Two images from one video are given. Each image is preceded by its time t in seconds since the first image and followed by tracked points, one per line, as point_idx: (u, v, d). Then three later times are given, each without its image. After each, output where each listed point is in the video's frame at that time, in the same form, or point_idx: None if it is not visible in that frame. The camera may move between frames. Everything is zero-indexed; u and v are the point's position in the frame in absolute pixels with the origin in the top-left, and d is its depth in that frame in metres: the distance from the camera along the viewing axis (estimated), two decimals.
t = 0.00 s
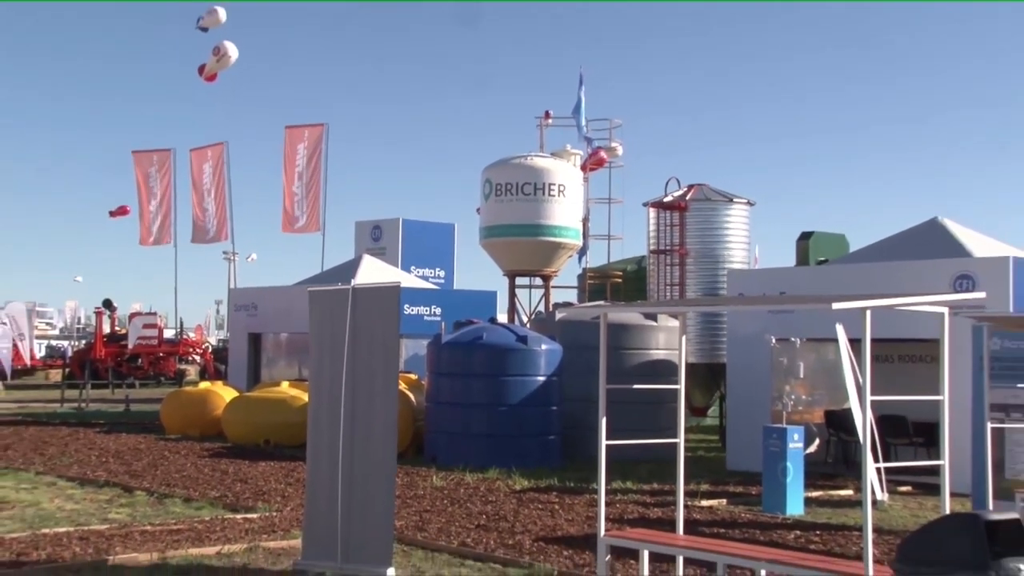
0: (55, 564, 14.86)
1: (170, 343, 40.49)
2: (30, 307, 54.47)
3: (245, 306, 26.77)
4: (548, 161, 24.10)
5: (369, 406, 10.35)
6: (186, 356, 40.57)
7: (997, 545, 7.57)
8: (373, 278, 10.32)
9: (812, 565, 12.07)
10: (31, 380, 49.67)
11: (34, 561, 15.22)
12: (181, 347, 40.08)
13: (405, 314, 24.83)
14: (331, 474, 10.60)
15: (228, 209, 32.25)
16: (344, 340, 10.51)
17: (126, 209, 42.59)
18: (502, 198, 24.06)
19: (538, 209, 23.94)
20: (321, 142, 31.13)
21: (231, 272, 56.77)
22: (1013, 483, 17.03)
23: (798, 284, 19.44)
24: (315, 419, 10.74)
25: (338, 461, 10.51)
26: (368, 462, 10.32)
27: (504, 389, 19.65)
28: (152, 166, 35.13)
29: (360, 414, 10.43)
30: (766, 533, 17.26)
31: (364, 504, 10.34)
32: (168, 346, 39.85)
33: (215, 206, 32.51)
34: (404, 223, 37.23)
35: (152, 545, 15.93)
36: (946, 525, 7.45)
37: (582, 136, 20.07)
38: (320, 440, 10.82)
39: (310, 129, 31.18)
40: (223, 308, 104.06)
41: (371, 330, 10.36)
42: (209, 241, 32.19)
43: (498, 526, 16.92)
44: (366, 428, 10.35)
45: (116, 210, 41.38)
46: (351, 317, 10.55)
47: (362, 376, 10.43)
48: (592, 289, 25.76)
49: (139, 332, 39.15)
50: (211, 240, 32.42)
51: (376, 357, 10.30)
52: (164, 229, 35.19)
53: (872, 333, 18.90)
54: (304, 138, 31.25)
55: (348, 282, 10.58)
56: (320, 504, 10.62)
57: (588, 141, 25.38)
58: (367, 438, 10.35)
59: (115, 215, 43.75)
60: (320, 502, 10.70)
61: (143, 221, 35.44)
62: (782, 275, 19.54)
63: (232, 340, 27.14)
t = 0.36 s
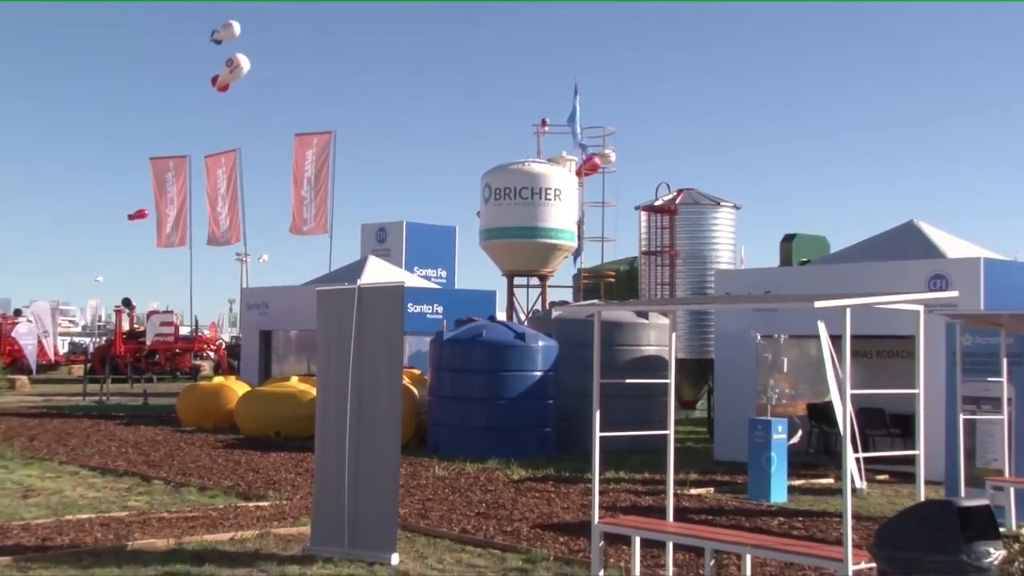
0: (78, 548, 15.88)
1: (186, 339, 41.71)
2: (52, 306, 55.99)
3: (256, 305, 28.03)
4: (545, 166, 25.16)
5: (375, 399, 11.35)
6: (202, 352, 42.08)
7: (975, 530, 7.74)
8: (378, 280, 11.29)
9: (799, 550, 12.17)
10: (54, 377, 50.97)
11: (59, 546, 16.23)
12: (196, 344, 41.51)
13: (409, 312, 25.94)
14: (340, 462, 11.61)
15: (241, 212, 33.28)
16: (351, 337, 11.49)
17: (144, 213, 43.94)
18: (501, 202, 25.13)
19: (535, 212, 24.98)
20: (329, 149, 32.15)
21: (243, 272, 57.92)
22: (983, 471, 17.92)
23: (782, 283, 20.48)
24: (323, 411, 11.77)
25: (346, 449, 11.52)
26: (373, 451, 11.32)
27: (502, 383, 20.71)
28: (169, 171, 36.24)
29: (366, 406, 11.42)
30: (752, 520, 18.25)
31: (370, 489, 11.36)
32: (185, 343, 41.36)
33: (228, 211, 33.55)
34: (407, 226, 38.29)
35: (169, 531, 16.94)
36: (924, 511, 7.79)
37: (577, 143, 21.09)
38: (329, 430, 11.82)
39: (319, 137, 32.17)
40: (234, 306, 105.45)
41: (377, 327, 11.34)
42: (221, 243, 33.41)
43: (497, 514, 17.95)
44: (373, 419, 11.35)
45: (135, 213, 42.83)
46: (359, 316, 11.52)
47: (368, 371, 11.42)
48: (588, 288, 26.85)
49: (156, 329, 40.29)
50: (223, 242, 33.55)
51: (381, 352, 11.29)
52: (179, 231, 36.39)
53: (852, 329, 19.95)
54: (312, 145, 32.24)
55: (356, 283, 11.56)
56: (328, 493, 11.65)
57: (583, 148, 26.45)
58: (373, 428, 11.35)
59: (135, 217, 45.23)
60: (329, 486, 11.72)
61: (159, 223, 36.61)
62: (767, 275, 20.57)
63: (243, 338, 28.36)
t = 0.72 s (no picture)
0: (102, 533, 16.93)
1: (203, 335, 43.34)
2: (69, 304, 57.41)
3: (267, 302, 29.17)
4: (542, 171, 26.25)
5: (379, 390, 12.32)
6: (217, 347, 43.57)
7: (946, 515, 8.07)
8: (382, 280, 12.24)
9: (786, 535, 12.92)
10: (79, 371, 52.39)
11: (82, 531, 17.28)
12: (211, 339, 43.07)
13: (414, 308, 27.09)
14: (349, 449, 12.62)
15: (253, 215, 34.40)
16: (358, 333, 12.47)
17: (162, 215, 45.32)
18: (500, 204, 26.21)
19: (533, 214, 26.06)
20: (337, 154, 33.12)
21: (256, 270, 59.13)
22: (956, 460, 18.94)
23: (767, 282, 21.54)
24: (332, 402, 12.76)
25: (354, 437, 12.52)
26: (378, 438, 12.31)
27: (501, 377, 21.79)
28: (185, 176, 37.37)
29: (372, 397, 12.40)
30: (738, 506, 19.31)
31: (377, 474, 12.37)
32: (201, 338, 42.96)
33: (241, 213, 34.67)
34: (411, 228, 39.35)
35: (186, 517, 17.99)
36: (903, 497, 8.01)
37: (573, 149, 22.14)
38: (339, 420, 12.82)
39: (327, 142, 33.14)
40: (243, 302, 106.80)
41: (381, 324, 12.30)
42: (234, 246, 34.37)
43: (497, 502, 19.01)
44: (378, 409, 12.33)
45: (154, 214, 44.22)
46: (365, 313, 12.50)
47: (374, 364, 12.39)
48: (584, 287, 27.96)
49: (174, 326, 41.97)
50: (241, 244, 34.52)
51: (384, 347, 12.26)
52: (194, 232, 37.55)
53: (834, 326, 21.00)
54: (321, 149, 33.26)
55: (362, 283, 12.53)
56: (339, 478, 12.67)
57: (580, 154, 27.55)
58: (378, 417, 12.33)
59: (155, 216, 46.66)
60: (340, 472, 12.74)
61: (176, 228, 37.60)
62: (753, 274, 21.67)
63: (255, 335, 29.50)
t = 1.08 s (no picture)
0: (123, 518, 17.95)
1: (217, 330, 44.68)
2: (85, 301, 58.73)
3: (278, 299, 30.33)
4: (541, 174, 27.34)
5: (385, 381, 13.31)
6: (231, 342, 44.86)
7: (921, 501, 8.26)
8: (387, 279, 13.25)
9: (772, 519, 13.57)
10: (96, 366, 53.73)
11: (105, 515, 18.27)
12: (226, 335, 44.38)
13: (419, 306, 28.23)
14: (357, 436, 13.60)
15: (266, 215, 35.56)
16: (364, 328, 13.46)
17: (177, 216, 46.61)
18: (500, 205, 27.30)
19: (532, 215, 27.15)
20: (345, 158, 34.28)
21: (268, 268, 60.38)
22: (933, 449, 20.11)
23: (755, 280, 22.58)
24: (341, 392, 13.74)
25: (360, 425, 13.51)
26: (384, 425, 13.29)
27: (502, 371, 22.89)
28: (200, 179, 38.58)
29: (378, 388, 13.40)
30: (727, 493, 20.34)
31: (382, 459, 13.34)
32: (216, 334, 44.29)
33: (253, 215, 35.83)
34: (416, 229, 40.44)
35: (202, 504, 19.05)
36: (881, 485, 8.20)
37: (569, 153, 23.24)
38: (347, 409, 13.81)
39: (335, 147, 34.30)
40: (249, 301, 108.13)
41: (387, 319, 13.31)
42: (248, 246, 35.41)
43: (497, 490, 20.09)
44: (383, 399, 13.32)
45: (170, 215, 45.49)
46: (371, 309, 13.50)
47: (380, 357, 13.39)
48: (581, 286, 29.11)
49: (190, 322, 43.27)
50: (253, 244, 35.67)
51: (390, 341, 13.26)
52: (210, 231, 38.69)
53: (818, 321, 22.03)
54: (330, 154, 34.42)
55: (368, 281, 13.53)
56: (347, 463, 13.65)
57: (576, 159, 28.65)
58: (384, 406, 13.32)
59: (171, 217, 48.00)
60: (348, 457, 13.72)
61: (193, 227, 38.78)
62: (741, 273, 22.70)
63: (266, 331, 30.65)
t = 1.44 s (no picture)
0: (142, 504, 19.02)
1: (230, 327, 45.95)
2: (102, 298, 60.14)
3: (288, 297, 31.52)
4: (539, 177, 28.49)
5: (389, 373, 14.39)
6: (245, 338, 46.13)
7: (900, 489, 8.58)
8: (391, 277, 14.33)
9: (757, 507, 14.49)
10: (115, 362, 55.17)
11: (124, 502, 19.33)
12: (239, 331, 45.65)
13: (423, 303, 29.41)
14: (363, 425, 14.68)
15: (276, 217, 36.71)
16: (370, 323, 14.55)
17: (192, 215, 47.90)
18: (500, 208, 28.44)
19: (530, 217, 28.29)
20: (352, 163, 35.26)
21: (278, 267, 61.69)
22: (910, 439, 21.02)
23: (743, 279, 23.67)
24: (348, 384, 14.82)
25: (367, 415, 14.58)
26: (388, 415, 14.36)
27: (501, 365, 24.00)
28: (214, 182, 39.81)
29: (383, 380, 14.47)
30: (715, 482, 21.43)
31: (387, 447, 14.41)
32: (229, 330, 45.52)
33: (265, 216, 37.04)
34: (420, 229, 41.56)
35: (217, 491, 20.17)
36: (862, 473, 8.53)
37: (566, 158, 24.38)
38: (354, 400, 14.89)
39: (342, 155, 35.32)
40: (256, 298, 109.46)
41: (391, 315, 14.40)
42: (261, 246, 36.56)
43: (497, 479, 21.22)
44: (388, 390, 14.39)
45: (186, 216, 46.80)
46: (377, 306, 14.58)
47: (385, 351, 14.47)
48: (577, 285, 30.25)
49: (205, 319, 44.56)
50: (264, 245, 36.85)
51: (394, 335, 14.34)
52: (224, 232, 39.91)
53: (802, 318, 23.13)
54: (337, 160, 35.49)
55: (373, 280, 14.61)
56: (355, 451, 14.72)
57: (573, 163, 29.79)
58: (389, 397, 14.39)
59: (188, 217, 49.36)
60: (355, 446, 14.79)
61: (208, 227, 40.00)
62: (729, 272, 23.80)
63: (276, 327, 31.85)
